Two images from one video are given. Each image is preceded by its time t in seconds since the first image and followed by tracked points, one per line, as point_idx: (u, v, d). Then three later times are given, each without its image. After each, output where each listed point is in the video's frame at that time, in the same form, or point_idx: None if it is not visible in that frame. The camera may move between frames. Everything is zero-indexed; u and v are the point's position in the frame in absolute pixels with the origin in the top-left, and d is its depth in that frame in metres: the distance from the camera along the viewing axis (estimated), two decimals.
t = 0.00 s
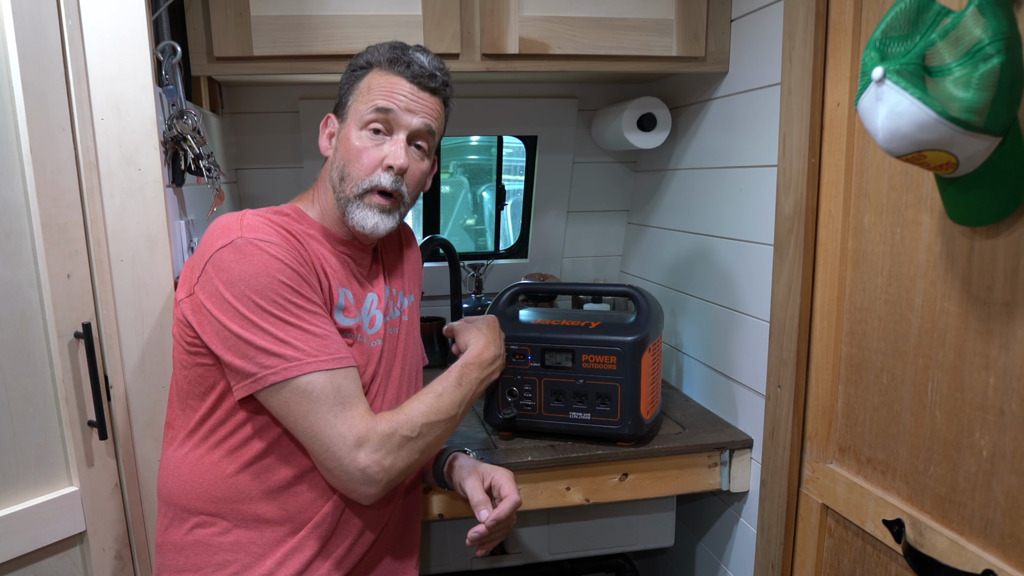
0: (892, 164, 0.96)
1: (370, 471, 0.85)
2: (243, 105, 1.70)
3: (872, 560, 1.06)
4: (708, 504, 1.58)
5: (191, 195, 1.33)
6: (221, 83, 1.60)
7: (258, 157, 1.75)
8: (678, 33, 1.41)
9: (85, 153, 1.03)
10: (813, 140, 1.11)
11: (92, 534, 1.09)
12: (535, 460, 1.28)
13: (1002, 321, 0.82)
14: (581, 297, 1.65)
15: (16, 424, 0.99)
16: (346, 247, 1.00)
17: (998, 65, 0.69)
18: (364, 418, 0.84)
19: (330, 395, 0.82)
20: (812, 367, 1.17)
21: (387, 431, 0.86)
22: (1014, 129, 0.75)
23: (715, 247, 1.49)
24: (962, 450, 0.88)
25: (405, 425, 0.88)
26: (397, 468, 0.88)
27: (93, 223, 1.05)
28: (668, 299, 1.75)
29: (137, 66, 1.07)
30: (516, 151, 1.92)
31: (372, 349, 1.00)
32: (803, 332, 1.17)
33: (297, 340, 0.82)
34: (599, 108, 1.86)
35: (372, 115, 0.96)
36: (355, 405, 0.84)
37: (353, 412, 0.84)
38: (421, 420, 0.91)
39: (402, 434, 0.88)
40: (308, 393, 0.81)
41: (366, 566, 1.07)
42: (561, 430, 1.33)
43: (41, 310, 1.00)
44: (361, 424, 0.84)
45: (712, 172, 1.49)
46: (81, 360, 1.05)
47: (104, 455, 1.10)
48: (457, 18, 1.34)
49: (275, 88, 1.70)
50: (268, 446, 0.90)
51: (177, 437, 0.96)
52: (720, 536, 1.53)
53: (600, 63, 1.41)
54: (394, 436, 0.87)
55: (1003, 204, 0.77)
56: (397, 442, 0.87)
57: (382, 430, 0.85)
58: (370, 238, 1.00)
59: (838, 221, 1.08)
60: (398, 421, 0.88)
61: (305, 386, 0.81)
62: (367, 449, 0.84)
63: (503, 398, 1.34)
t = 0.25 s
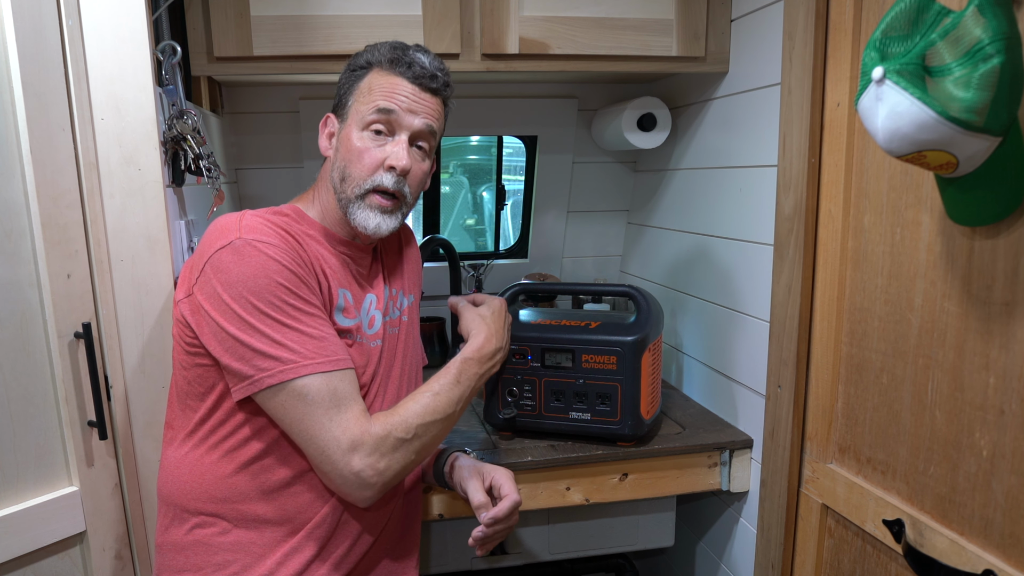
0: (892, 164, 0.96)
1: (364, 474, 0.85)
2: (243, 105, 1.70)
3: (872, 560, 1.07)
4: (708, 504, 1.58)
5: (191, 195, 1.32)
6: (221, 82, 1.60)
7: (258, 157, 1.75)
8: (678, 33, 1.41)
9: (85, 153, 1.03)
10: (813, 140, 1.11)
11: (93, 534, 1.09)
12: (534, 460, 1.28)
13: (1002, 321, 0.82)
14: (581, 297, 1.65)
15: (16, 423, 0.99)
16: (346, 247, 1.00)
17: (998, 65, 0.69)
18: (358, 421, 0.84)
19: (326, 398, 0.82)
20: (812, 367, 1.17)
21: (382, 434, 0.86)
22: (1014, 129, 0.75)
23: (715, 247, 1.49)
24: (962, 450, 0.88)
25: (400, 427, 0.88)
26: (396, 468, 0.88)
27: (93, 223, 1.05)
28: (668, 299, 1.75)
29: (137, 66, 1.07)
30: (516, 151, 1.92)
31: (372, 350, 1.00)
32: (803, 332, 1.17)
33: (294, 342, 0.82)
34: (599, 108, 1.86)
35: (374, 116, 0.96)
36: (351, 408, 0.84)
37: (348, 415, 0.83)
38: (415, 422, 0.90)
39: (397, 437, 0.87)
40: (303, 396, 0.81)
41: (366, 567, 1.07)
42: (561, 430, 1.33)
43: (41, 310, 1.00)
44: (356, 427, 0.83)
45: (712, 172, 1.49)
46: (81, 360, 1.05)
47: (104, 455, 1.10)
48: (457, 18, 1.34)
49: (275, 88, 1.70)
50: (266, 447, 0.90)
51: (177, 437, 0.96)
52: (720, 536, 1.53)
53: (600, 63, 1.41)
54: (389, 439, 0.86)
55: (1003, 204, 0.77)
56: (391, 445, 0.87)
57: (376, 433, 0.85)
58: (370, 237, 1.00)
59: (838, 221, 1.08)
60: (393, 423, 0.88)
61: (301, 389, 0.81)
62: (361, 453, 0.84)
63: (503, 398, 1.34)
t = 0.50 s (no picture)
0: (892, 164, 0.96)
1: (361, 476, 0.84)
2: (243, 105, 1.70)
3: (872, 560, 1.06)
4: (708, 504, 1.58)
5: (191, 195, 1.32)
6: (221, 82, 1.60)
7: (258, 157, 1.75)
8: (678, 33, 1.41)
9: (85, 153, 1.03)
10: (813, 140, 1.11)
11: (93, 534, 1.09)
12: (534, 461, 1.28)
13: (1002, 321, 0.82)
14: (581, 297, 1.65)
15: (16, 423, 0.99)
16: (346, 247, 1.00)
17: (998, 65, 0.69)
18: (358, 423, 0.84)
19: (325, 398, 0.82)
20: (812, 367, 1.17)
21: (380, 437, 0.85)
22: (1014, 129, 0.75)
23: (715, 247, 1.49)
24: (962, 450, 0.88)
25: (399, 429, 0.88)
26: (397, 468, 0.88)
27: (93, 223, 1.05)
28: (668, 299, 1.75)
29: (137, 66, 1.07)
30: (516, 151, 1.92)
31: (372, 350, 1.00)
32: (804, 332, 1.17)
33: (293, 343, 0.82)
34: (599, 108, 1.86)
35: (369, 116, 0.96)
36: (350, 409, 0.84)
37: (348, 416, 0.83)
38: (414, 425, 0.90)
39: (396, 439, 0.87)
40: (303, 398, 0.81)
41: (365, 567, 1.07)
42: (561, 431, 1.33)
43: (41, 310, 1.00)
44: (355, 428, 0.83)
45: (712, 172, 1.49)
46: (81, 360, 1.05)
47: (104, 455, 1.10)
48: (457, 18, 1.34)
49: (276, 88, 1.70)
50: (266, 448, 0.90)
51: (177, 437, 0.96)
52: (720, 536, 1.53)
53: (600, 63, 1.41)
54: (388, 442, 0.86)
55: (1002, 204, 0.77)
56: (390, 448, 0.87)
57: (375, 434, 0.85)
58: (369, 237, 1.00)
59: (838, 221, 1.08)
60: (392, 425, 0.87)
61: (300, 390, 0.81)
62: (360, 455, 0.84)
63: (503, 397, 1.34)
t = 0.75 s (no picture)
0: (892, 164, 0.96)
1: (359, 477, 0.84)
2: (243, 105, 1.70)
3: (872, 560, 1.07)
4: (708, 504, 1.58)
5: (191, 195, 1.32)
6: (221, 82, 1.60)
7: (258, 157, 1.75)
8: (678, 32, 1.41)
9: (85, 153, 1.03)
10: (813, 140, 1.11)
11: (93, 534, 1.09)
12: (534, 461, 1.28)
13: (1002, 321, 0.82)
14: (581, 297, 1.65)
15: (16, 424, 0.99)
16: (345, 248, 0.99)
17: (998, 65, 0.69)
18: (355, 423, 0.84)
19: (322, 401, 0.82)
20: (812, 367, 1.17)
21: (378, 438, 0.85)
22: (1014, 129, 0.75)
23: (715, 247, 1.49)
24: (962, 450, 0.88)
25: (397, 431, 0.88)
26: (397, 469, 0.88)
27: (93, 223, 1.05)
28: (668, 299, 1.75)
29: (137, 66, 1.07)
30: (516, 151, 1.92)
31: (371, 350, 1.00)
32: (804, 332, 1.17)
33: (290, 344, 0.82)
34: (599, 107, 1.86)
35: (393, 124, 0.94)
36: (348, 411, 0.84)
37: (346, 418, 0.83)
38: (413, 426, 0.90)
39: (393, 441, 0.87)
40: (300, 399, 0.81)
41: (365, 567, 1.07)
42: (561, 431, 1.34)
43: (41, 310, 1.00)
44: (353, 429, 0.83)
45: (712, 172, 1.49)
46: (81, 360, 1.05)
47: (104, 455, 1.10)
48: (457, 18, 1.34)
49: (275, 88, 1.70)
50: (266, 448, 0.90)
51: (177, 437, 0.96)
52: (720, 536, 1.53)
53: (600, 63, 1.41)
54: (385, 444, 0.86)
55: (1001, 204, 0.77)
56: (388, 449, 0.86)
57: (373, 435, 0.85)
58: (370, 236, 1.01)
59: (838, 221, 1.08)
60: (390, 426, 0.87)
61: (298, 392, 0.81)
62: (357, 456, 0.83)
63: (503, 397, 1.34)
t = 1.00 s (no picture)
0: (892, 164, 0.96)
1: (359, 479, 0.84)
2: (242, 105, 1.70)
3: (872, 560, 1.07)
4: (708, 504, 1.58)
5: (191, 194, 1.32)
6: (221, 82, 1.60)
7: (258, 157, 1.75)
8: (678, 32, 1.41)
9: (85, 153, 1.03)
10: (813, 140, 1.11)
11: (92, 534, 1.09)
12: (534, 461, 1.28)
13: (1002, 321, 0.82)
14: (581, 297, 1.65)
15: (16, 424, 0.99)
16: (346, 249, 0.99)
17: (998, 65, 0.69)
18: (355, 426, 0.84)
19: (323, 403, 0.82)
20: (812, 367, 1.17)
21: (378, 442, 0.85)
22: (1014, 129, 0.75)
23: (715, 247, 1.49)
24: (962, 450, 0.88)
25: (397, 435, 0.88)
26: (398, 469, 0.88)
27: (93, 223, 1.05)
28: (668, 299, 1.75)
29: (137, 66, 1.07)
30: (516, 151, 1.92)
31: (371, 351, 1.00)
32: (804, 332, 1.17)
33: (291, 346, 0.82)
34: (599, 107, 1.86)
35: (444, 155, 0.94)
36: (348, 413, 0.84)
37: (345, 420, 0.83)
38: (413, 430, 0.89)
39: (394, 445, 0.87)
40: (300, 401, 0.81)
41: (365, 567, 1.07)
42: (561, 431, 1.34)
43: (41, 310, 1.00)
44: (353, 431, 0.83)
45: (712, 172, 1.49)
46: (81, 360, 1.05)
47: (104, 455, 1.10)
48: (457, 18, 1.34)
49: (275, 88, 1.70)
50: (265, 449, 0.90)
51: (177, 437, 0.96)
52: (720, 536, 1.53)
53: (600, 63, 1.41)
54: (386, 447, 0.86)
55: (999, 205, 0.78)
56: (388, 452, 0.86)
57: (373, 438, 0.85)
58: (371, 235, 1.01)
59: (838, 221, 1.08)
60: (390, 430, 0.87)
61: (298, 393, 0.81)
62: (357, 459, 0.83)
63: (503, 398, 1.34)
